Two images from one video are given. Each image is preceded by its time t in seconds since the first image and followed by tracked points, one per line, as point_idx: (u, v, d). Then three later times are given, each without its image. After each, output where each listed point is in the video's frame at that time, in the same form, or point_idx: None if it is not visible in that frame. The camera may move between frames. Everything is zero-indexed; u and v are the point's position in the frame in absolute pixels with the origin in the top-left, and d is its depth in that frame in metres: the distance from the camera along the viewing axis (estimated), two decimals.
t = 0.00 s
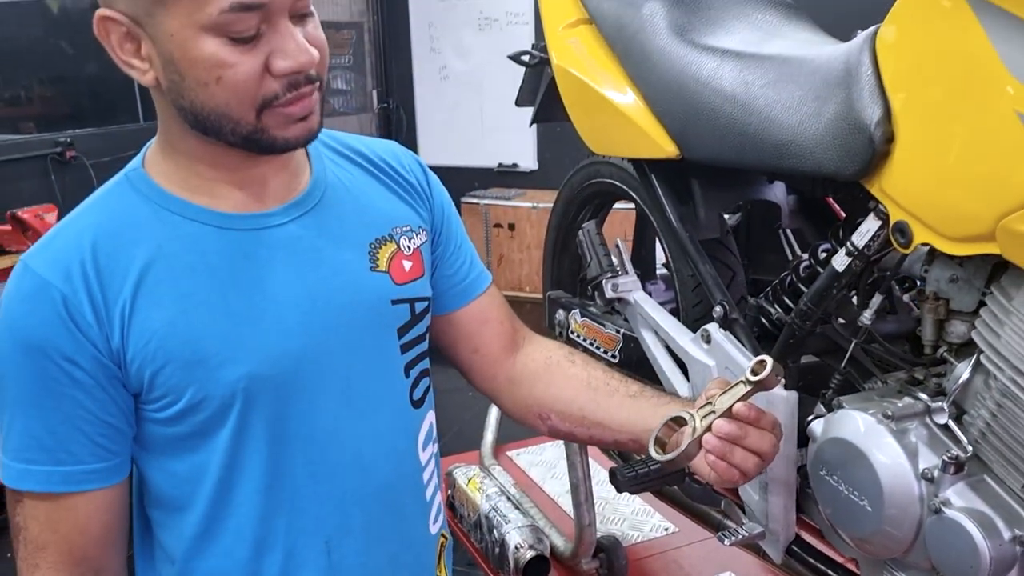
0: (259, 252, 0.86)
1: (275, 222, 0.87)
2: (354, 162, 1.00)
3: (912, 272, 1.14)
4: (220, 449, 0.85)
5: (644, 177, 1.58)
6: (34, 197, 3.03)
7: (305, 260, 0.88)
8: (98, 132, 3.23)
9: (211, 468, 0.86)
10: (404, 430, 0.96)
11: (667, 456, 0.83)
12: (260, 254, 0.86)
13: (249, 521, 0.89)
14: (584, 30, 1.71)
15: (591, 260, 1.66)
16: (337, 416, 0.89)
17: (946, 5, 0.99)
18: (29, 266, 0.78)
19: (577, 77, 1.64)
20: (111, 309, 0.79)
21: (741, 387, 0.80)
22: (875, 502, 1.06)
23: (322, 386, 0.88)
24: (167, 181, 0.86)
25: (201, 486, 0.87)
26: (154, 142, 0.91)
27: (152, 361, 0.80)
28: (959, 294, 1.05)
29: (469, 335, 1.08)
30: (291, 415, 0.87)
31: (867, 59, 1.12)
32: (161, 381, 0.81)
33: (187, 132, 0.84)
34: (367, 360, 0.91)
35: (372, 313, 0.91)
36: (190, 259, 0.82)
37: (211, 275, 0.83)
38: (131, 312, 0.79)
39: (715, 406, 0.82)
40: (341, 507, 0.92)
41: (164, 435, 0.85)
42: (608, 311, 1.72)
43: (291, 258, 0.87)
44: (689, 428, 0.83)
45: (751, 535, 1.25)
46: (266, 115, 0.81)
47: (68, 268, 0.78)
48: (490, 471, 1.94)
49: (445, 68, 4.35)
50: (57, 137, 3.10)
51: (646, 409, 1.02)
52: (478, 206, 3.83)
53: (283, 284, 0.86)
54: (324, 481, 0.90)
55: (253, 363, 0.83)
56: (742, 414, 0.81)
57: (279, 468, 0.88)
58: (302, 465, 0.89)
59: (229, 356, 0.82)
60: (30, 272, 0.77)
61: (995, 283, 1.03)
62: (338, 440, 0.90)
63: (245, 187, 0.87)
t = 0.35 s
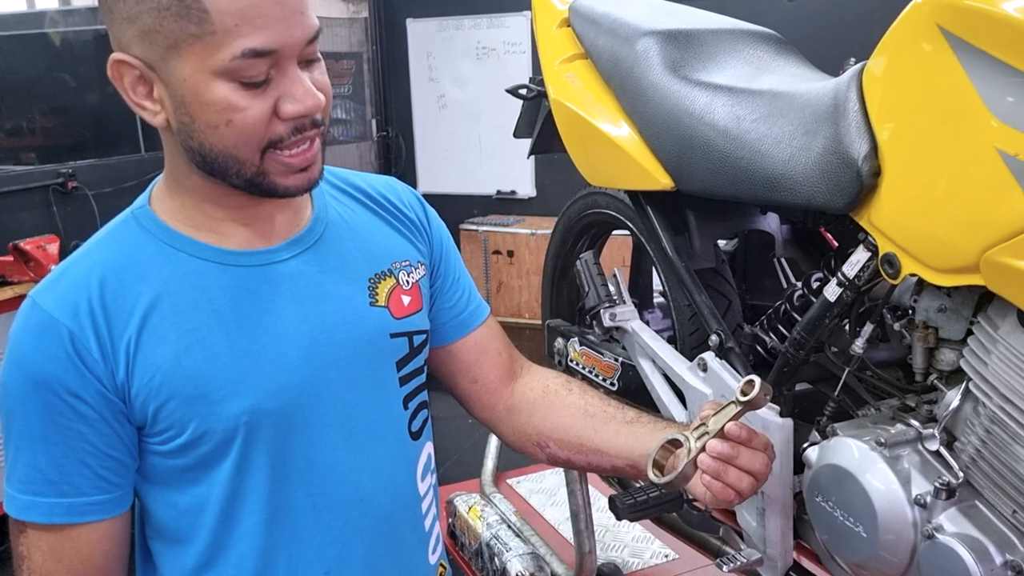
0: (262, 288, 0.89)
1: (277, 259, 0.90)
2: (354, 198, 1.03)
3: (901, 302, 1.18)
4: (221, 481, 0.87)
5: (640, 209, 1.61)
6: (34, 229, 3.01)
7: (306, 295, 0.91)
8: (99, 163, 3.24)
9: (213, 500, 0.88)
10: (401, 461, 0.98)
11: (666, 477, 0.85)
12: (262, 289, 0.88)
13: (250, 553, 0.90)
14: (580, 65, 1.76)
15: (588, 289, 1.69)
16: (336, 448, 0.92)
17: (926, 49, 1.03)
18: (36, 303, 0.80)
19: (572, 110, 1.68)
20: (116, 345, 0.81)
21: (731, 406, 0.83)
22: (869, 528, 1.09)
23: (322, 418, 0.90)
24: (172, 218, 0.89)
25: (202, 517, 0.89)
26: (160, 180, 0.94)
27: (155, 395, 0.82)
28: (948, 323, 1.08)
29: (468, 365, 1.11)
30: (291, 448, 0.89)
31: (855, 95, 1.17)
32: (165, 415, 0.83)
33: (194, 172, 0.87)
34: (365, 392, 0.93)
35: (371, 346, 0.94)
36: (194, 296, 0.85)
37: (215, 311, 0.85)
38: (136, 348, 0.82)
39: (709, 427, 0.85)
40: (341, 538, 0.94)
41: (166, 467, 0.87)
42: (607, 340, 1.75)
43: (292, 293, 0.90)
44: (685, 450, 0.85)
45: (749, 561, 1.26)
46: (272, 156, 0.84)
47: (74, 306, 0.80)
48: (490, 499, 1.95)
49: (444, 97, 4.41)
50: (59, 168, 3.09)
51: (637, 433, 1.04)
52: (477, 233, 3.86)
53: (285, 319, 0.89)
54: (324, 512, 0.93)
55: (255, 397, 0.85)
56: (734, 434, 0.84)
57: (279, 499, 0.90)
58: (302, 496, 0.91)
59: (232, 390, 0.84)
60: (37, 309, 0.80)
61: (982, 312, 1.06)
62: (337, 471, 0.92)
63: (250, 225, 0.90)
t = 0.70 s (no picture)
0: (270, 318, 0.90)
1: (285, 289, 0.92)
2: (358, 227, 1.05)
3: (899, 320, 1.21)
4: (232, 509, 0.89)
5: (639, 232, 1.64)
6: (34, 258, 3.01)
7: (314, 325, 0.93)
8: (98, 193, 3.26)
9: (224, 528, 0.90)
10: (407, 486, 1.00)
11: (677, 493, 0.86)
12: (271, 320, 0.90)
13: None
14: (578, 91, 1.79)
15: (591, 312, 1.72)
16: (344, 474, 0.93)
17: (915, 77, 1.07)
18: (51, 337, 0.81)
19: (571, 135, 1.71)
20: (129, 377, 0.83)
21: (735, 420, 0.85)
22: (873, 544, 1.11)
23: (331, 446, 0.92)
24: (181, 251, 0.91)
25: (214, 545, 0.90)
26: (169, 213, 0.96)
27: (168, 426, 0.84)
28: (945, 340, 1.10)
29: (471, 389, 1.13)
30: (302, 476, 0.91)
31: (848, 119, 1.20)
32: (177, 445, 0.85)
33: (203, 204, 0.89)
34: (372, 419, 0.95)
35: (378, 375, 0.95)
36: (205, 328, 0.86)
37: (225, 343, 0.87)
38: (149, 380, 0.83)
39: (714, 441, 0.86)
40: (351, 565, 0.96)
41: (178, 496, 0.89)
42: (609, 361, 1.77)
43: (299, 323, 0.92)
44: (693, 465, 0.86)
45: None
46: (278, 187, 0.86)
47: (89, 339, 0.82)
48: (495, 523, 1.98)
49: (440, 120, 4.45)
50: (59, 198, 3.10)
51: (638, 454, 1.06)
52: (475, 255, 3.89)
53: (294, 349, 0.90)
54: (333, 539, 0.94)
55: (266, 426, 0.87)
56: (739, 447, 0.86)
57: (289, 526, 0.92)
58: (311, 523, 0.93)
59: (244, 421, 0.86)
60: (52, 342, 0.81)
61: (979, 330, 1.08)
62: (346, 498, 0.94)
63: (259, 257, 0.92)
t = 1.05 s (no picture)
0: (282, 335, 0.91)
1: (294, 306, 0.92)
2: (365, 240, 1.06)
3: (900, 310, 1.21)
4: (249, 527, 0.89)
5: (638, 233, 1.65)
6: (34, 281, 3.02)
7: (325, 341, 0.93)
8: (95, 215, 3.27)
9: (241, 546, 0.90)
10: (420, 498, 1.00)
11: (712, 502, 0.85)
12: (282, 337, 0.91)
13: None
14: (571, 96, 1.80)
15: (593, 315, 1.74)
16: (358, 488, 0.94)
17: (906, 71, 1.08)
18: (64, 361, 0.82)
19: (566, 140, 1.72)
20: (143, 398, 0.83)
21: (756, 426, 0.86)
22: (884, 534, 1.12)
23: (345, 461, 0.92)
24: (188, 269, 0.92)
25: (231, 563, 0.91)
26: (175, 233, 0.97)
27: (184, 447, 0.84)
28: (948, 329, 1.11)
29: (469, 403, 1.14)
30: (317, 492, 0.91)
31: (842, 114, 1.21)
32: (193, 465, 0.85)
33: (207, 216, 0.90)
34: (385, 433, 0.96)
35: (389, 388, 0.96)
36: (216, 347, 0.87)
37: (237, 362, 0.87)
38: (163, 401, 0.84)
39: (736, 449, 0.86)
40: None
41: (195, 515, 0.89)
42: (613, 362, 1.77)
43: (310, 339, 0.92)
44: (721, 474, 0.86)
45: None
46: (236, 172, 0.86)
47: (103, 362, 0.82)
48: (505, 528, 1.99)
49: (432, 128, 4.47)
50: (55, 220, 3.10)
51: (632, 461, 1.07)
52: (473, 261, 3.90)
53: (305, 365, 0.91)
54: (350, 553, 0.95)
55: (280, 444, 0.87)
56: (764, 453, 0.86)
57: (306, 541, 0.92)
58: (327, 538, 0.93)
59: (259, 440, 0.86)
60: (65, 366, 0.81)
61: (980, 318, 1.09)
62: (361, 512, 0.94)
63: (265, 268, 0.94)
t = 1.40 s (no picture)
0: (283, 346, 0.91)
1: (297, 316, 0.92)
2: (371, 249, 1.06)
3: (900, 309, 1.21)
4: (251, 537, 0.89)
5: (636, 235, 1.64)
6: (32, 291, 3.01)
7: (326, 352, 0.93)
8: (92, 224, 3.27)
9: (243, 556, 0.90)
10: (422, 507, 1.00)
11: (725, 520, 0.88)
12: (283, 347, 0.90)
13: None
14: (567, 99, 1.80)
15: (592, 318, 1.74)
16: (360, 498, 0.94)
17: (900, 71, 1.08)
18: (67, 370, 0.81)
19: (561, 142, 1.72)
20: (145, 408, 0.83)
21: (766, 444, 0.89)
22: (888, 534, 1.12)
23: (346, 470, 0.92)
24: (192, 279, 0.92)
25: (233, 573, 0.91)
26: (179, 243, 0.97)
27: (185, 457, 0.84)
28: (947, 327, 1.11)
29: (467, 415, 1.15)
30: (318, 502, 0.91)
31: (838, 114, 1.21)
32: (194, 475, 0.85)
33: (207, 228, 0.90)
34: (386, 442, 0.96)
35: (392, 398, 0.96)
36: (218, 357, 0.87)
37: (238, 372, 0.87)
38: (164, 411, 0.84)
39: (746, 466, 0.89)
40: None
41: (197, 524, 0.89)
42: (613, 364, 1.77)
43: (312, 350, 0.92)
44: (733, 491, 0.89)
45: None
46: (207, 180, 0.86)
47: (105, 372, 0.82)
48: (509, 532, 1.99)
49: (428, 131, 4.47)
50: (53, 231, 3.09)
51: (623, 473, 1.09)
52: (471, 263, 3.89)
53: (306, 375, 0.90)
54: (351, 562, 0.95)
55: (281, 455, 0.87)
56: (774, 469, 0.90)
57: (307, 551, 0.92)
58: (329, 547, 0.93)
59: (260, 450, 0.86)
60: (68, 376, 0.81)
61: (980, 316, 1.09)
62: (362, 521, 0.94)
63: (266, 279, 0.94)
